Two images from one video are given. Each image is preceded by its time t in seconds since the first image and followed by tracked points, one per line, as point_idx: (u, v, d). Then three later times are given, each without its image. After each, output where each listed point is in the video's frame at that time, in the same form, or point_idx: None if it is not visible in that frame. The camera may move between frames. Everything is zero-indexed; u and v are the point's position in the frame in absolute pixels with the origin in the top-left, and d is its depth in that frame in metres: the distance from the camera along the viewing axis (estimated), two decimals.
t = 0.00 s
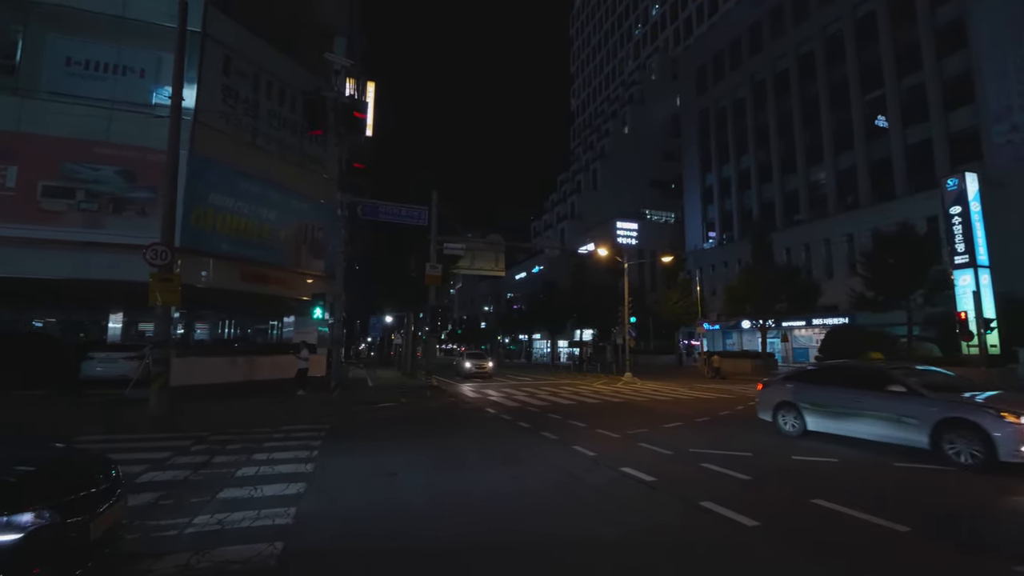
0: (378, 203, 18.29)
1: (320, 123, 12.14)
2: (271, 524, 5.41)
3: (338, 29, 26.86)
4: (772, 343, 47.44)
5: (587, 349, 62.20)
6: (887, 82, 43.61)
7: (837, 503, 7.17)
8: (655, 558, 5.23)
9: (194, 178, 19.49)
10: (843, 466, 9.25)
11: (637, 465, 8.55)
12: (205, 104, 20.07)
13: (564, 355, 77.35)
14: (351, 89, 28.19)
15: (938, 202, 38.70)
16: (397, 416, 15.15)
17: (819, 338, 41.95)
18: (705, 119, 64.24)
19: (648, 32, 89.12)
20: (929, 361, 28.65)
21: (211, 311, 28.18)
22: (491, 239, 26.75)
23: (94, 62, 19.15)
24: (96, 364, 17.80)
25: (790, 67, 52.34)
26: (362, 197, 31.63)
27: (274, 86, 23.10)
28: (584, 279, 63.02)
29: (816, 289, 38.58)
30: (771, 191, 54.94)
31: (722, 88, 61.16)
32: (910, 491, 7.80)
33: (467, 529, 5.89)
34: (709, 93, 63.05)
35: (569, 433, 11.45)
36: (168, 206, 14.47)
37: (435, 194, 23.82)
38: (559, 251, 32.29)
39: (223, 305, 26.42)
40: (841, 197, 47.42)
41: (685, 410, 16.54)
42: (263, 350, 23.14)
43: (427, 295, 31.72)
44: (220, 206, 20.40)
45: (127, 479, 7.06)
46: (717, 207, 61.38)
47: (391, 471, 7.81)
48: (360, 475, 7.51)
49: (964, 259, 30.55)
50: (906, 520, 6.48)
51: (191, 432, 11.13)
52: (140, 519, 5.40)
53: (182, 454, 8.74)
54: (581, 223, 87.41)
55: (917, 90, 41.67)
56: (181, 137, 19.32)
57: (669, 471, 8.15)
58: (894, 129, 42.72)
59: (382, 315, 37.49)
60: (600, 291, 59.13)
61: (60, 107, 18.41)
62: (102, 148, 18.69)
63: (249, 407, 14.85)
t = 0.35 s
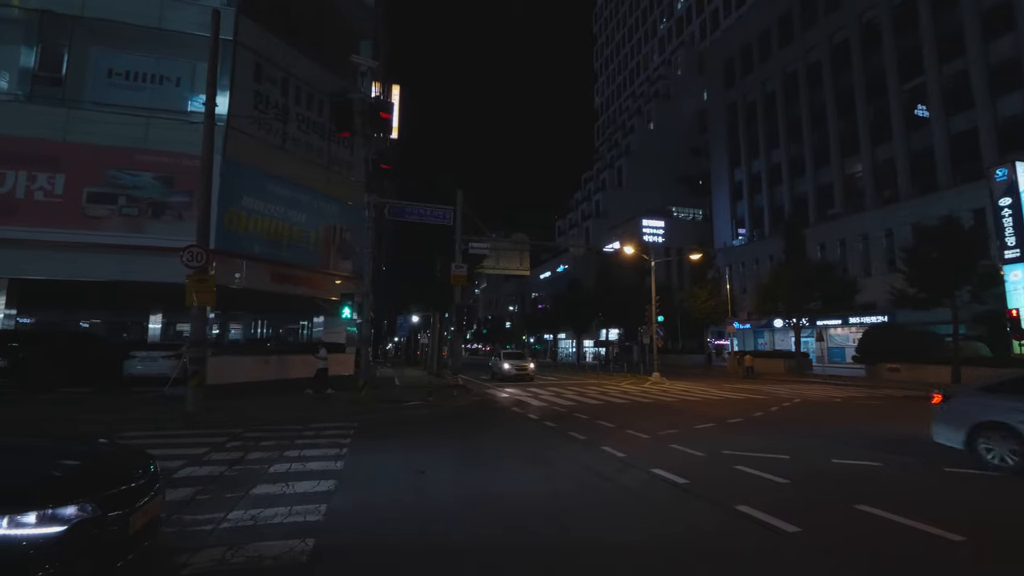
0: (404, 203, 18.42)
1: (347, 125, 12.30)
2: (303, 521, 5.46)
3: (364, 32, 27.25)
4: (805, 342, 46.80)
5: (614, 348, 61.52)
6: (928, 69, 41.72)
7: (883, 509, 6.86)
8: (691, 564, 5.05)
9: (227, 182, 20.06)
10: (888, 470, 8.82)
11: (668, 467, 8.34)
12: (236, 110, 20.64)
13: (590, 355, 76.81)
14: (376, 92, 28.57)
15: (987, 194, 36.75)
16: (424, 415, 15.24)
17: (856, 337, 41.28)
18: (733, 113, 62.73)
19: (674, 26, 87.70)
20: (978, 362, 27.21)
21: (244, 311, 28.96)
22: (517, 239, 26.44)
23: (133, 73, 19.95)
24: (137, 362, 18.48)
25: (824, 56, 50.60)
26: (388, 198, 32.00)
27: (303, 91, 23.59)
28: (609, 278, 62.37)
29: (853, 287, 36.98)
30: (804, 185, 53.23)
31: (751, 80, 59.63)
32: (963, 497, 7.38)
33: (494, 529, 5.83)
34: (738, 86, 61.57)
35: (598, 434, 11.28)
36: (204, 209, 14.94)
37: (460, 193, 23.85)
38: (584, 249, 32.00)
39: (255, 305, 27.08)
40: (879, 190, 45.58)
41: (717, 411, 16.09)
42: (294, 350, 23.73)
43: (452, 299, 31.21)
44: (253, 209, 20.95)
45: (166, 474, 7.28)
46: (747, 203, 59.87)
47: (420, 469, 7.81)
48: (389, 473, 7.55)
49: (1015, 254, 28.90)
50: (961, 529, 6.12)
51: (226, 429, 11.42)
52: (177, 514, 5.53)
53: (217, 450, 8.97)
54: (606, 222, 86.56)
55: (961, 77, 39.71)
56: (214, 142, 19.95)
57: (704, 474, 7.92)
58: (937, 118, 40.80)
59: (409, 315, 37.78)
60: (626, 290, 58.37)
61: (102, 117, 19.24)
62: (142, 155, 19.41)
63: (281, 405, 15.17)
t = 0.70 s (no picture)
0: (423, 202, 18.44)
1: (366, 125, 12.36)
2: (323, 519, 5.43)
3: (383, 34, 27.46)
4: (832, 341, 45.80)
5: (634, 348, 60.87)
6: (962, 57, 40.16)
7: (924, 516, 6.50)
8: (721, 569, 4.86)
9: (250, 184, 20.39)
10: (926, 474, 8.43)
11: (693, 469, 8.11)
12: (258, 113, 20.96)
13: (609, 354, 76.24)
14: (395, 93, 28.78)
15: None
16: (443, 414, 15.25)
17: (886, 335, 40.70)
18: (756, 108, 61.50)
19: (693, 21, 86.43)
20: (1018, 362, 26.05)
21: (267, 311, 29.47)
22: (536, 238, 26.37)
23: (160, 78, 20.43)
24: (164, 361, 18.93)
25: (851, 47, 49.20)
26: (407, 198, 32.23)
27: (323, 93, 23.82)
28: (628, 277, 61.73)
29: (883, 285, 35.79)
30: (830, 180, 51.84)
31: (775, 74, 58.32)
32: (1010, 503, 6.99)
33: (515, 529, 5.72)
34: (760, 80, 60.31)
35: (620, 435, 11.08)
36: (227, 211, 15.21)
37: (478, 191, 23.79)
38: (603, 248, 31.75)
39: (278, 304, 27.51)
40: (909, 184, 44.09)
41: (741, 411, 15.73)
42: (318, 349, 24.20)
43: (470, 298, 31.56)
44: (275, 210, 21.26)
45: (190, 470, 7.35)
46: (770, 199, 58.60)
47: (440, 469, 7.74)
48: (409, 472, 7.50)
49: None
50: (1010, 537, 5.77)
51: (250, 427, 11.57)
52: (199, 511, 5.56)
53: (241, 447, 9.05)
54: (625, 220, 85.81)
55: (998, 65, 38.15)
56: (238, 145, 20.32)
57: (731, 476, 7.66)
58: (971, 108, 39.28)
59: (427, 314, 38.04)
60: (646, 289, 57.69)
61: (131, 121, 19.75)
62: (168, 158, 19.84)
63: (303, 402, 15.35)
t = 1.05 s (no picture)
0: (431, 198, 18.17)
1: (372, 118, 12.17)
2: (325, 522, 5.23)
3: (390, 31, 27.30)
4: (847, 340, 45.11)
5: (644, 346, 60.32)
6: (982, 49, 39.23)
7: (959, 522, 6.12)
8: None
9: (258, 182, 20.32)
10: (956, 477, 8.06)
11: (710, 470, 7.83)
12: (266, 110, 20.89)
13: (618, 353, 75.76)
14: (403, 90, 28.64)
15: None
16: (453, 412, 15.04)
17: (903, 334, 40.28)
18: (768, 103, 60.63)
19: (703, 16, 85.55)
20: None
21: (277, 309, 29.49)
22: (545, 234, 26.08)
23: (169, 76, 20.43)
24: (174, 359, 18.94)
25: (866, 40, 48.24)
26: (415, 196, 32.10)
27: (331, 89, 23.67)
28: (638, 275, 61.16)
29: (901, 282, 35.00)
30: (844, 176, 50.92)
31: (787, 68, 57.43)
32: None
33: (525, 533, 5.49)
34: (773, 75, 59.44)
35: (634, 435, 10.75)
36: (235, 207, 15.12)
37: (487, 188, 23.52)
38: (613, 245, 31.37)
39: (287, 303, 27.50)
40: (926, 179, 43.18)
41: (757, 411, 15.38)
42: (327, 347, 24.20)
43: (479, 295, 31.42)
44: (283, 207, 21.18)
45: (192, 470, 7.19)
46: (783, 195, 57.73)
47: (448, 469, 7.52)
48: (416, 472, 7.28)
49: None
50: None
51: (257, 425, 11.43)
52: (199, 512, 5.39)
53: (245, 446, 8.88)
54: (635, 217, 85.10)
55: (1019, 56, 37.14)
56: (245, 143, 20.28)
57: (752, 479, 7.37)
58: (991, 101, 38.30)
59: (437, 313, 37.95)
60: (656, 287, 57.12)
61: (140, 119, 19.78)
62: (176, 156, 19.82)
63: (310, 401, 15.22)
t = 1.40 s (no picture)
0: (435, 195, 17.87)
1: (375, 111, 11.93)
2: (323, 532, 4.93)
3: (394, 28, 27.08)
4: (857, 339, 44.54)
5: (650, 346, 59.86)
6: (995, 43, 38.56)
7: (1001, 533, 5.67)
8: None
9: (261, 180, 20.13)
10: (988, 483, 7.65)
11: (727, 475, 7.49)
12: (269, 108, 20.69)
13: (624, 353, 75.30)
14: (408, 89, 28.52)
15: None
16: (458, 413, 14.73)
17: (914, 332, 39.75)
18: (775, 100, 60.04)
19: (709, 13, 84.94)
20: None
21: (281, 308, 29.37)
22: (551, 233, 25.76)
23: (171, 74, 20.25)
24: (176, 359, 18.78)
25: (876, 35, 47.59)
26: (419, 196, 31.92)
27: (335, 87, 23.45)
28: (644, 274, 60.71)
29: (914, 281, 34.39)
30: (853, 173, 50.28)
31: (795, 65, 56.81)
32: None
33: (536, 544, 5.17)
34: (780, 72, 58.83)
35: (645, 437, 10.42)
36: (237, 205, 14.90)
37: (492, 185, 23.22)
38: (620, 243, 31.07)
39: (291, 302, 27.34)
40: (938, 177, 42.50)
41: (769, 412, 15.03)
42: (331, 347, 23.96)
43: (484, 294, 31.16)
44: (286, 206, 20.97)
45: (187, 474, 6.92)
46: (790, 194, 57.14)
47: (453, 473, 7.22)
48: (419, 477, 6.99)
49: None
50: None
51: (258, 426, 11.22)
52: (190, 520, 5.11)
53: (244, 448, 8.62)
54: (641, 216, 84.39)
55: None
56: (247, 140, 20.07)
57: (771, 484, 7.03)
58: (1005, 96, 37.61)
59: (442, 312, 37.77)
60: (662, 286, 56.64)
61: (142, 118, 19.61)
62: (178, 154, 19.62)
63: (313, 401, 15.00)
